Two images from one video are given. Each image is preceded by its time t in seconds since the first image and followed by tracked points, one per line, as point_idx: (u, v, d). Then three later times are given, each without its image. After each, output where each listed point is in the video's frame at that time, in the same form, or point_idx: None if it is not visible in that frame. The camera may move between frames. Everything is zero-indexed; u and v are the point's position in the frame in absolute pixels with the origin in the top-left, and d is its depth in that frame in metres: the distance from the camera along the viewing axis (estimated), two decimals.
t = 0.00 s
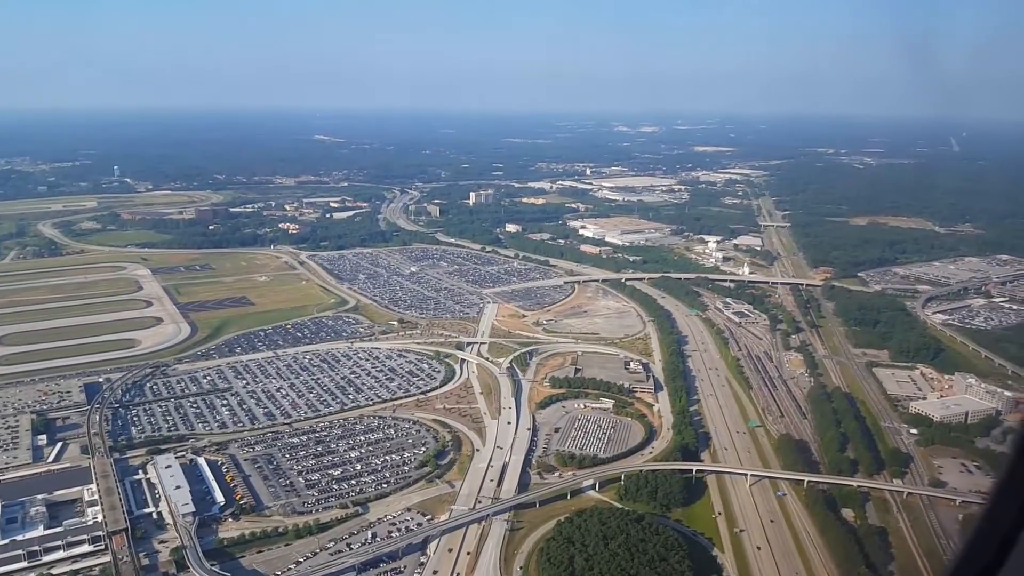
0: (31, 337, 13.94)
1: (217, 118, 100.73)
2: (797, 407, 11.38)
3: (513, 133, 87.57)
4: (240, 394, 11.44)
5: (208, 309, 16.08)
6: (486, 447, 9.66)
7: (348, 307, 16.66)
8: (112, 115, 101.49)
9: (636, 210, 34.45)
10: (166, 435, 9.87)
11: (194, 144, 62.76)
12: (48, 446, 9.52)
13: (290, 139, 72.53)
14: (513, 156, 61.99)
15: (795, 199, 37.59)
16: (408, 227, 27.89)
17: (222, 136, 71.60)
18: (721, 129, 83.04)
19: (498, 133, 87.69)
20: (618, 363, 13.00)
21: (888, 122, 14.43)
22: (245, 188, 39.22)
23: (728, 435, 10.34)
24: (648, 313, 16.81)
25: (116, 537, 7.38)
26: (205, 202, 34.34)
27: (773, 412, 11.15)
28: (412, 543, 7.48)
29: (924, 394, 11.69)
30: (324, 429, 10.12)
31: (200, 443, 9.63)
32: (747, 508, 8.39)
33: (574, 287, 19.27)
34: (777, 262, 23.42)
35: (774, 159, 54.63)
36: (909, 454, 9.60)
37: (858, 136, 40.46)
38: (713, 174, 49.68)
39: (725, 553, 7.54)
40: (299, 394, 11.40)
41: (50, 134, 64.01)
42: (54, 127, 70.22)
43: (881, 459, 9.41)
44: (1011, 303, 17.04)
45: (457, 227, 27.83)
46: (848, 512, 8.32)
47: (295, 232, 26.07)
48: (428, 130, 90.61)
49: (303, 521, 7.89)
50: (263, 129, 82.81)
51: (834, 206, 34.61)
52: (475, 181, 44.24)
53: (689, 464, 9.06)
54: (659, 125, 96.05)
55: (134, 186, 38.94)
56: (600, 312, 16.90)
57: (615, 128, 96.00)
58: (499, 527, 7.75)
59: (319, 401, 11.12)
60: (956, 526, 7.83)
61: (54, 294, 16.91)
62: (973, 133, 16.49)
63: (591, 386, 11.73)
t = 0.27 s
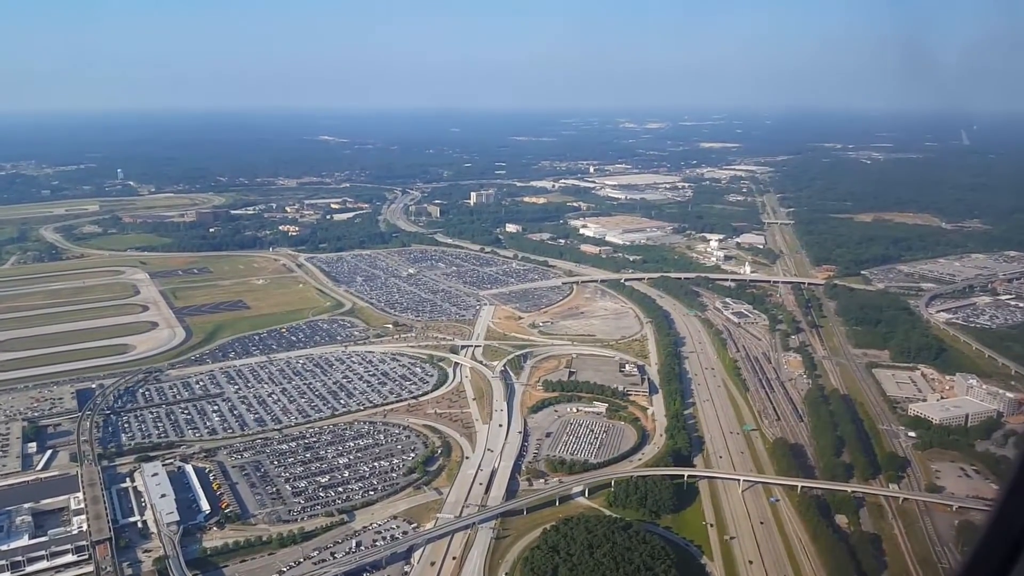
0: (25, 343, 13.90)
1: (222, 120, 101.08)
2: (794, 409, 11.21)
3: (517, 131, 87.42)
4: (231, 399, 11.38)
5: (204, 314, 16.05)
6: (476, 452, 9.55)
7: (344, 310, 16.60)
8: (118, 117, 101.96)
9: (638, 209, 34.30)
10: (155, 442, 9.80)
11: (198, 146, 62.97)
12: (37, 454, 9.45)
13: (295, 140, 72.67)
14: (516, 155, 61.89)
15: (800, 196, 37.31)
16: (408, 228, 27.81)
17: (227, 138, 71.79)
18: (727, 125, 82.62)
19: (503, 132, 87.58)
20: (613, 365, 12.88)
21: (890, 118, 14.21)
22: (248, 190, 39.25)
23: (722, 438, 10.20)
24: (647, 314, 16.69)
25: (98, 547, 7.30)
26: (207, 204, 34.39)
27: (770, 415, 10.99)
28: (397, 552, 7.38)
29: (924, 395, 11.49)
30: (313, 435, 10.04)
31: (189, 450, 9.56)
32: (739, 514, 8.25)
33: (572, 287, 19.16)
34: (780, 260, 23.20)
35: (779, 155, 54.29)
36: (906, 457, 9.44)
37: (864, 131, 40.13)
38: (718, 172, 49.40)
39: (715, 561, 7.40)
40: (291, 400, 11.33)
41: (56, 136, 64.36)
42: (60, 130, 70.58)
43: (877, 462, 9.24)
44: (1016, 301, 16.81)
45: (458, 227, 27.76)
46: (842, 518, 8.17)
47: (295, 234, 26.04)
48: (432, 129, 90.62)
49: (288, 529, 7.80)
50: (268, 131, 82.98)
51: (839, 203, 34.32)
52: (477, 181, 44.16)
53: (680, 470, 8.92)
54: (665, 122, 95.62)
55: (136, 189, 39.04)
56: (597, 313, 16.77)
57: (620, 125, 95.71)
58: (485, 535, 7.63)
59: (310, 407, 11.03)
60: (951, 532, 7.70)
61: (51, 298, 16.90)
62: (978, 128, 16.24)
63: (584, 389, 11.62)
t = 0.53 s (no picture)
0: (21, 344, 13.89)
1: (227, 115, 101.22)
2: (789, 406, 11.09)
3: (522, 123, 87.14)
4: (223, 401, 11.38)
5: (201, 313, 16.04)
6: (466, 453, 9.49)
7: (341, 308, 16.55)
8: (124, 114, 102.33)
9: (641, 202, 34.13)
10: (145, 445, 9.80)
11: (203, 142, 63.06)
12: (26, 458, 9.44)
13: (299, 134, 72.66)
14: (520, 147, 61.68)
15: (805, 186, 37.00)
16: (409, 224, 27.74)
17: (232, 134, 71.89)
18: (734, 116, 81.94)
19: (508, 124, 87.35)
20: (608, 362, 12.77)
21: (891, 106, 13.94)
22: (250, 186, 39.27)
23: (716, 437, 10.09)
24: (645, 309, 16.57)
25: (83, 553, 7.29)
26: (209, 201, 34.42)
27: (765, 412, 10.87)
28: (381, 556, 7.33)
29: (923, 391, 11.33)
30: (303, 437, 10.03)
31: (178, 453, 9.56)
32: (729, 515, 8.16)
33: (571, 283, 19.04)
34: (782, 254, 22.76)
35: (785, 146, 53.84)
36: (900, 456, 9.32)
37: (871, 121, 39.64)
38: (724, 163, 49.00)
39: (703, 563, 7.32)
40: (283, 401, 11.30)
41: (62, 134, 64.65)
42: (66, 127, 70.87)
43: (870, 460, 9.13)
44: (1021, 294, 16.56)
45: (459, 223, 27.65)
46: (834, 518, 8.07)
47: (296, 231, 26.01)
48: (437, 122, 90.49)
49: (272, 534, 7.79)
50: (273, 126, 83.08)
51: (844, 193, 33.95)
52: (480, 175, 44.02)
53: (671, 469, 8.81)
54: (672, 113, 94.92)
55: (140, 187, 39.13)
56: (595, 309, 16.67)
57: (626, 116, 95.10)
58: (471, 538, 7.58)
59: (301, 408, 11.00)
60: (944, 533, 7.61)
61: (49, 299, 16.93)
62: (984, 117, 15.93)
63: (578, 387, 11.53)
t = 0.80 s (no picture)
0: (35, 335, 13.94)
1: (247, 104, 101.80)
2: (802, 395, 10.83)
3: (541, 106, 86.53)
4: (232, 391, 11.28)
5: (213, 304, 16.05)
6: (470, 445, 9.36)
7: (352, 297, 16.49)
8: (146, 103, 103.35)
9: (658, 185, 33.69)
10: (153, 436, 9.70)
11: (223, 131, 63.44)
12: (35, 450, 9.26)
13: (318, 121, 72.87)
14: (538, 131, 61.28)
15: (827, 166, 36.27)
16: (423, 211, 27.63)
17: (251, 122, 72.27)
18: (757, 94, 80.40)
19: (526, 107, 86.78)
20: (618, 351, 12.58)
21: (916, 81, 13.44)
22: (267, 175, 39.40)
23: (725, 427, 9.88)
24: (659, 296, 16.28)
25: (87, 545, 7.13)
26: (226, 191, 34.59)
27: (776, 401, 10.64)
28: (381, 549, 7.19)
29: (941, 379, 11.01)
30: (310, 427, 9.88)
31: (185, 444, 9.44)
32: (734, 508, 7.97)
33: (584, 269, 18.81)
34: (803, 237, 21.68)
35: (807, 125, 52.90)
36: (914, 446, 9.05)
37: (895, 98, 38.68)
38: (745, 143, 48.11)
39: (705, 557, 7.14)
40: (290, 391, 11.19)
41: (85, 126, 65.43)
42: (89, 119, 71.85)
43: (884, 451, 8.87)
44: None
45: (473, 209, 27.49)
46: (842, 511, 7.86)
47: (310, 219, 26.02)
48: (455, 107, 90.21)
49: (274, 526, 7.66)
50: (292, 113, 83.36)
51: (868, 171, 33.11)
52: (497, 160, 43.81)
53: (676, 461, 8.63)
54: (695, 92, 93.34)
55: (159, 177, 39.44)
56: (607, 296, 16.44)
57: (647, 96, 93.78)
58: (471, 531, 7.43)
59: (308, 399, 10.87)
60: (956, 528, 7.37)
61: (64, 291, 17.04)
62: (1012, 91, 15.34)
63: (586, 377, 11.39)
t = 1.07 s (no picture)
0: (37, 326, 14.12)
1: (259, 91, 101.90)
2: (799, 391, 10.74)
3: (552, 94, 86.11)
4: (226, 385, 11.43)
5: (214, 294, 16.14)
6: (462, 440, 9.38)
7: (353, 288, 16.51)
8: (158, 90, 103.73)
9: (666, 175, 33.51)
10: (145, 431, 9.88)
11: (233, 119, 63.62)
12: (25, 445, 9.56)
13: (328, 109, 72.95)
14: (548, 119, 61.05)
15: (838, 156, 35.91)
16: (429, 201, 27.61)
17: (262, 109, 72.45)
18: (770, 84, 79.60)
19: (537, 95, 86.38)
20: (616, 345, 12.50)
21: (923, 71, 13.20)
22: (275, 163, 39.47)
23: (720, 423, 9.84)
24: (660, 289, 16.18)
25: (70, 542, 7.37)
26: (234, 179, 34.71)
27: (773, 397, 10.55)
28: (367, 548, 7.26)
29: (940, 375, 10.90)
30: (301, 422, 10.01)
31: (176, 439, 9.62)
32: (725, 507, 7.94)
33: (587, 261, 18.75)
34: (808, 229, 21.52)
35: (820, 115, 52.37)
36: (910, 445, 8.97)
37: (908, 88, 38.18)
38: (755, 133, 47.70)
39: (693, 558, 7.13)
40: (284, 385, 11.30)
41: (97, 113, 65.83)
42: (102, 106, 72.26)
43: (878, 450, 8.80)
44: None
45: (479, 199, 27.44)
46: (833, 512, 7.81)
47: (315, 209, 26.07)
48: (466, 94, 89.90)
49: (259, 524, 7.81)
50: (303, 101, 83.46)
51: (879, 163, 32.74)
52: (505, 149, 43.69)
53: (669, 458, 8.57)
54: (708, 81, 92.49)
55: (168, 165, 39.63)
56: (608, 289, 16.38)
57: (659, 86, 93.06)
58: (457, 530, 7.48)
59: (301, 393, 10.99)
60: (947, 529, 7.32)
61: (69, 281, 17.22)
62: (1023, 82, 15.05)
63: (582, 372, 11.34)
